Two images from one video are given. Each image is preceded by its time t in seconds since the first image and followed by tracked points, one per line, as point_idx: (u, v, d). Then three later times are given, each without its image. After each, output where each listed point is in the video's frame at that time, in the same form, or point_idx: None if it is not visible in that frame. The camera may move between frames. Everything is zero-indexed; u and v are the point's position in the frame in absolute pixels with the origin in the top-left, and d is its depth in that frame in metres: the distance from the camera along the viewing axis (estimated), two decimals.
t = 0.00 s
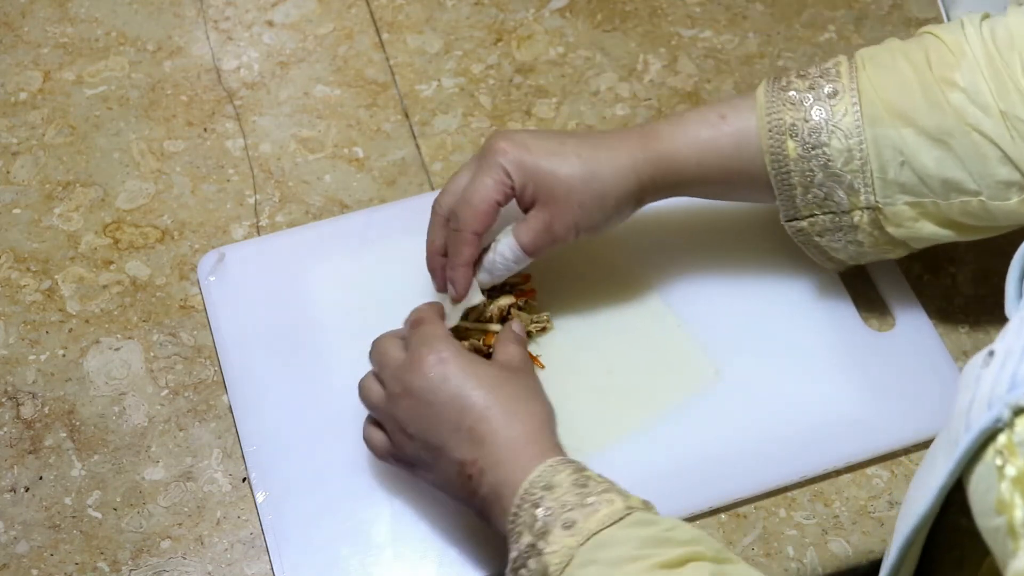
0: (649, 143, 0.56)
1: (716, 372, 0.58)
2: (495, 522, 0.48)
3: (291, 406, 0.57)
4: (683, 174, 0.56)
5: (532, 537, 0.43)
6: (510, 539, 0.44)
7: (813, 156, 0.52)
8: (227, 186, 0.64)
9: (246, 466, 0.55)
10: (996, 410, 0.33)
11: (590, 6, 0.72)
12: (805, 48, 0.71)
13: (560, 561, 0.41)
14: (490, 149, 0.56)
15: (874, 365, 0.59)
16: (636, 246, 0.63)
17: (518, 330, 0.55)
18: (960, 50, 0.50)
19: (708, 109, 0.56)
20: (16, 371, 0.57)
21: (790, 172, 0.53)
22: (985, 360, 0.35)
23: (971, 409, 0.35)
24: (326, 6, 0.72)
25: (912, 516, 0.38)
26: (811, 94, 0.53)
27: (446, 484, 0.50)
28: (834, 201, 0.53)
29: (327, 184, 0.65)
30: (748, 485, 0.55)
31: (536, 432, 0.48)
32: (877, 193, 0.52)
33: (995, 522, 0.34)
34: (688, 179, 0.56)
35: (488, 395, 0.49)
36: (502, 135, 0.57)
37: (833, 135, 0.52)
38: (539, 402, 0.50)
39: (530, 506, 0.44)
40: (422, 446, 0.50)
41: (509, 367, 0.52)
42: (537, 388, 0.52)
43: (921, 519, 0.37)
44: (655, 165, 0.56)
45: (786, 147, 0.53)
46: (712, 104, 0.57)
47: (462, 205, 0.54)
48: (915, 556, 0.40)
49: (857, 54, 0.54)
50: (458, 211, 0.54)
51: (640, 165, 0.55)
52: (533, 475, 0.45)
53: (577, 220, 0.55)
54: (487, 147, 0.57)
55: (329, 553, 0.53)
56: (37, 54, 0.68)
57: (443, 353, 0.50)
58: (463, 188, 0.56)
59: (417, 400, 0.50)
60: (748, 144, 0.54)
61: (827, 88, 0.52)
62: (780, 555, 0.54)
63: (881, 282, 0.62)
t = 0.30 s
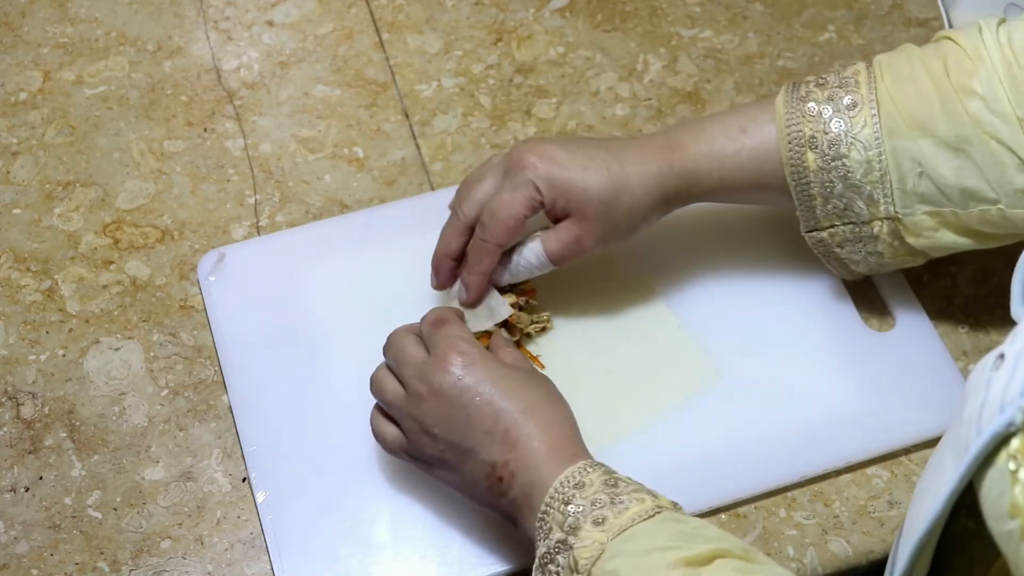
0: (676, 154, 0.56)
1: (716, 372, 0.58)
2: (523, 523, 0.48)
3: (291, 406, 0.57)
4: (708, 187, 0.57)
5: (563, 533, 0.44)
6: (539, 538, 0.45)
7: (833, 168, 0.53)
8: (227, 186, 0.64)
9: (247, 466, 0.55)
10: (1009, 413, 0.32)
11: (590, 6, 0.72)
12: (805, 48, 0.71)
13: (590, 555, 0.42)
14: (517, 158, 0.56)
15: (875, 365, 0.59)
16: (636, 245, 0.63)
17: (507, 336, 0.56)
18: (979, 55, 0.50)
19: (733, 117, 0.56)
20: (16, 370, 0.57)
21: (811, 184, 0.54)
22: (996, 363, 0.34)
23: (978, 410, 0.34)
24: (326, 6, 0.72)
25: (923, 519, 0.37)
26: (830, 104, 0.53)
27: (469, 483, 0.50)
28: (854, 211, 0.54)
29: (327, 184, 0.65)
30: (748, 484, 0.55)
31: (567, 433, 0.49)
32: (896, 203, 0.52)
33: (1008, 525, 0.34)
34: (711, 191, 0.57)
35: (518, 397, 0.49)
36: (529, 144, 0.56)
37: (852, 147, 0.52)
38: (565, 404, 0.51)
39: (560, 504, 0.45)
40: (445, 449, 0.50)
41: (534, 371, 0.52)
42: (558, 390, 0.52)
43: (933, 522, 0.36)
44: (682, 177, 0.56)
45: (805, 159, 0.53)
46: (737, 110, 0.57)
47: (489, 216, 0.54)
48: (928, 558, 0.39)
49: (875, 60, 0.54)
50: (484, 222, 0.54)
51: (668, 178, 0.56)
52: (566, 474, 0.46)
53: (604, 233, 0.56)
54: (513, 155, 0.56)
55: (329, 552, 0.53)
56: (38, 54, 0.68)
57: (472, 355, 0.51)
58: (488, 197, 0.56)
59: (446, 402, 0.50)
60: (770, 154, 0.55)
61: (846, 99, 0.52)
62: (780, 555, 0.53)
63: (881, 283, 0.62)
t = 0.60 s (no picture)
0: (676, 156, 0.56)
1: (716, 371, 0.58)
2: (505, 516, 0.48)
3: (291, 407, 0.57)
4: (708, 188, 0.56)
5: (545, 526, 0.43)
6: (521, 532, 0.45)
7: (835, 166, 0.53)
8: (227, 186, 0.64)
9: (247, 466, 0.55)
10: (1013, 412, 0.33)
11: (590, 6, 0.72)
12: (805, 48, 0.71)
13: (570, 551, 0.42)
14: (516, 164, 0.55)
15: (874, 365, 0.59)
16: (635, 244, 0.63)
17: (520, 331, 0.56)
18: (982, 53, 0.49)
19: (733, 116, 0.56)
20: (16, 371, 0.57)
21: (812, 182, 0.54)
22: (1000, 361, 0.34)
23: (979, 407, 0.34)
24: (326, 6, 0.72)
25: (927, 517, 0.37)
26: (831, 104, 0.52)
27: (455, 475, 0.50)
28: (856, 209, 0.54)
29: (327, 184, 0.65)
30: (748, 484, 0.55)
31: (548, 426, 0.48)
32: (898, 200, 0.52)
33: (1011, 523, 0.34)
34: (712, 191, 0.57)
35: (501, 388, 0.49)
36: (528, 149, 0.56)
37: (854, 145, 0.52)
38: (553, 397, 0.51)
39: (541, 497, 0.44)
40: (431, 440, 0.50)
41: (523, 364, 0.52)
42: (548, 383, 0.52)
43: (937, 522, 0.36)
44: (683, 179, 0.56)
45: (807, 158, 0.53)
46: (737, 110, 0.57)
47: (487, 221, 0.54)
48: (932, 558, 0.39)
49: (876, 59, 0.54)
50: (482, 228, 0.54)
51: (668, 180, 0.56)
52: (547, 467, 0.46)
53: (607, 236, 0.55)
54: (512, 161, 0.56)
55: (329, 553, 0.53)
56: (37, 54, 0.68)
57: (457, 346, 0.51)
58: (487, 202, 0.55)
59: (430, 393, 0.50)
60: (769, 153, 0.55)
61: (847, 98, 0.52)
62: (780, 555, 0.53)
63: (881, 282, 0.62)
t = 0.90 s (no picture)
0: (654, 155, 0.55)
1: (718, 369, 0.58)
2: (526, 502, 0.48)
3: (290, 406, 0.57)
4: (688, 188, 0.56)
5: (565, 506, 0.44)
6: (541, 512, 0.45)
7: (814, 166, 0.52)
8: (227, 186, 0.64)
9: (247, 466, 0.55)
10: (1011, 410, 0.33)
11: (590, 6, 0.72)
12: (805, 48, 0.71)
13: (590, 528, 0.42)
14: (492, 165, 0.56)
15: (874, 364, 0.59)
16: (633, 244, 0.63)
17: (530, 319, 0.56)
18: (962, 53, 0.49)
19: (712, 113, 0.56)
20: (16, 371, 0.57)
21: (792, 182, 0.53)
22: (998, 359, 0.34)
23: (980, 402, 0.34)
24: (326, 6, 0.72)
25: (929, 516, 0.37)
26: (811, 103, 0.52)
27: (472, 466, 0.50)
28: (835, 208, 0.54)
29: (327, 184, 0.65)
30: (748, 484, 0.55)
31: (569, 411, 0.49)
32: (878, 199, 0.52)
33: (1011, 522, 0.34)
34: (693, 191, 0.56)
35: (520, 377, 0.50)
36: (504, 150, 0.56)
37: (834, 145, 0.51)
38: (568, 386, 0.51)
39: (561, 479, 0.45)
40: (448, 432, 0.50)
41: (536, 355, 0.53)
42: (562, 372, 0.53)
43: (942, 516, 0.36)
44: (661, 177, 0.55)
45: (786, 158, 0.53)
46: (716, 107, 0.56)
47: (463, 222, 0.54)
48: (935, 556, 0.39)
49: (855, 58, 0.54)
50: (457, 228, 0.54)
51: (646, 179, 0.55)
52: (567, 451, 0.46)
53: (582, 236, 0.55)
54: (489, 162, 0.56)
55: (329, 553, 0.53)
56: (37, 54, 0.68)
57: (474, 339, 0.51)
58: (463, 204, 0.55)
59: (449, 385, 0.50)
60: (749, 152, 0.54)
61: (827, 97, 0.52)
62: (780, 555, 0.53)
63: (881, 282, 0.62)
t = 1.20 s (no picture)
0: (698, 162, 0.55)
1: (718, 370, 0.58)
2: (529, 506, 0.48)
3: (290, 406, 0.57)
4: (726, 190, 0.56)
5: (569, 511, 0.44)
6: (545, 517, 0.45)
7: (853, 169, 0.52)
8: (227, 186, 0.64)
9: (247, 466, 0.55)
10: (1009, 408, 0.32)
11: (590, 5, 0.72)
12: (805, 48, 0.71)
13: (593, 531, 0.42)
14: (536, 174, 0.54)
15: (875, 364, 0.59)
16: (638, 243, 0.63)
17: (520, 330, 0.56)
18: (997, 51, 0.49)
19: (746, 116, 0.56)
20: (16, 371, 0.57)
21: (829, 185, 0.54)
22: (998, 358, 0.34)
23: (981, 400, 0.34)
24: (326, 6, 0.72)
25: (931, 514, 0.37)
26: (847, 106, 0.52)
27: (478, 467, 0.50)
28: (871, 211, 0.54)
29: (327, 184, 0.65)
30: (748, 484, 0.55)
31: (580, 422, 0.49)
32: (915, 202, 0.52)
33: (1010, 520, 0.34)
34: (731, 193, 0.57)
35: (534, 382, 0.50)
36: (546, 159, 0.55)
37: (873, 148, 0.52)
38: (577, 394, 0.52)
39: (567, 485, 0.45)
40: (455, 432, 0.50)
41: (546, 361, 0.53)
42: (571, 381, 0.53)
43: (942, 514, 0.36)
44: (704, 185, 0.56)
45: (825, 161, 0.53)
46: (747, 110, 0.57)
47: (512, 232, 0.52)
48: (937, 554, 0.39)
49: (887, 56, 0.54)
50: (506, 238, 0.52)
51: (690, 187, 0.55)
52: (573, 459, 0.46)
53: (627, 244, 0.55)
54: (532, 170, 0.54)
55: (328, 553, 0.53)
56: (38, 54, 0.68)
57: (487, 341, 0.51)
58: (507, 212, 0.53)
59: (460, 385, 0.50)
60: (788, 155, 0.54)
61: (865, 99, 0.52)
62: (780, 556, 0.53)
63: (880, 282, 0.62)
